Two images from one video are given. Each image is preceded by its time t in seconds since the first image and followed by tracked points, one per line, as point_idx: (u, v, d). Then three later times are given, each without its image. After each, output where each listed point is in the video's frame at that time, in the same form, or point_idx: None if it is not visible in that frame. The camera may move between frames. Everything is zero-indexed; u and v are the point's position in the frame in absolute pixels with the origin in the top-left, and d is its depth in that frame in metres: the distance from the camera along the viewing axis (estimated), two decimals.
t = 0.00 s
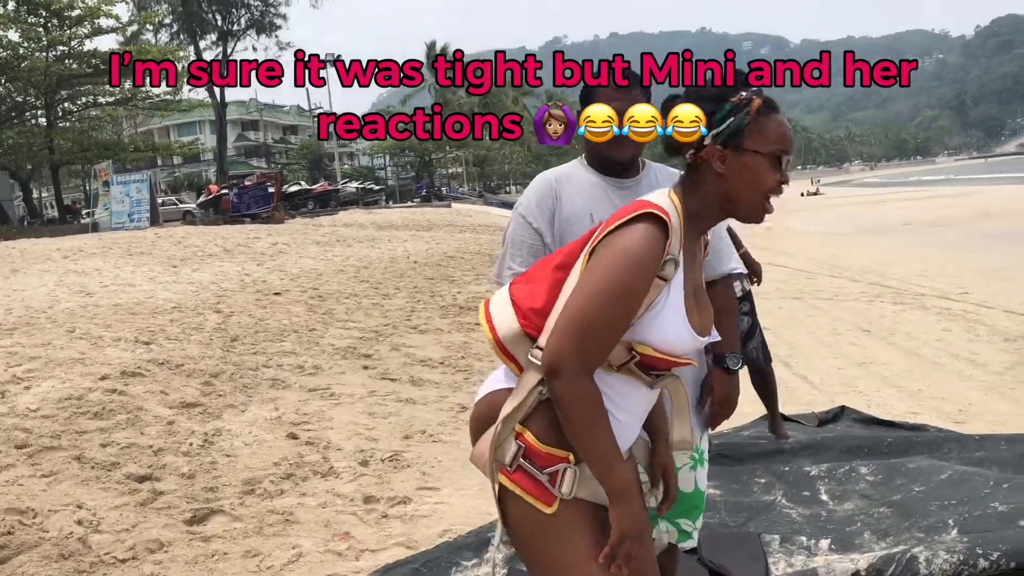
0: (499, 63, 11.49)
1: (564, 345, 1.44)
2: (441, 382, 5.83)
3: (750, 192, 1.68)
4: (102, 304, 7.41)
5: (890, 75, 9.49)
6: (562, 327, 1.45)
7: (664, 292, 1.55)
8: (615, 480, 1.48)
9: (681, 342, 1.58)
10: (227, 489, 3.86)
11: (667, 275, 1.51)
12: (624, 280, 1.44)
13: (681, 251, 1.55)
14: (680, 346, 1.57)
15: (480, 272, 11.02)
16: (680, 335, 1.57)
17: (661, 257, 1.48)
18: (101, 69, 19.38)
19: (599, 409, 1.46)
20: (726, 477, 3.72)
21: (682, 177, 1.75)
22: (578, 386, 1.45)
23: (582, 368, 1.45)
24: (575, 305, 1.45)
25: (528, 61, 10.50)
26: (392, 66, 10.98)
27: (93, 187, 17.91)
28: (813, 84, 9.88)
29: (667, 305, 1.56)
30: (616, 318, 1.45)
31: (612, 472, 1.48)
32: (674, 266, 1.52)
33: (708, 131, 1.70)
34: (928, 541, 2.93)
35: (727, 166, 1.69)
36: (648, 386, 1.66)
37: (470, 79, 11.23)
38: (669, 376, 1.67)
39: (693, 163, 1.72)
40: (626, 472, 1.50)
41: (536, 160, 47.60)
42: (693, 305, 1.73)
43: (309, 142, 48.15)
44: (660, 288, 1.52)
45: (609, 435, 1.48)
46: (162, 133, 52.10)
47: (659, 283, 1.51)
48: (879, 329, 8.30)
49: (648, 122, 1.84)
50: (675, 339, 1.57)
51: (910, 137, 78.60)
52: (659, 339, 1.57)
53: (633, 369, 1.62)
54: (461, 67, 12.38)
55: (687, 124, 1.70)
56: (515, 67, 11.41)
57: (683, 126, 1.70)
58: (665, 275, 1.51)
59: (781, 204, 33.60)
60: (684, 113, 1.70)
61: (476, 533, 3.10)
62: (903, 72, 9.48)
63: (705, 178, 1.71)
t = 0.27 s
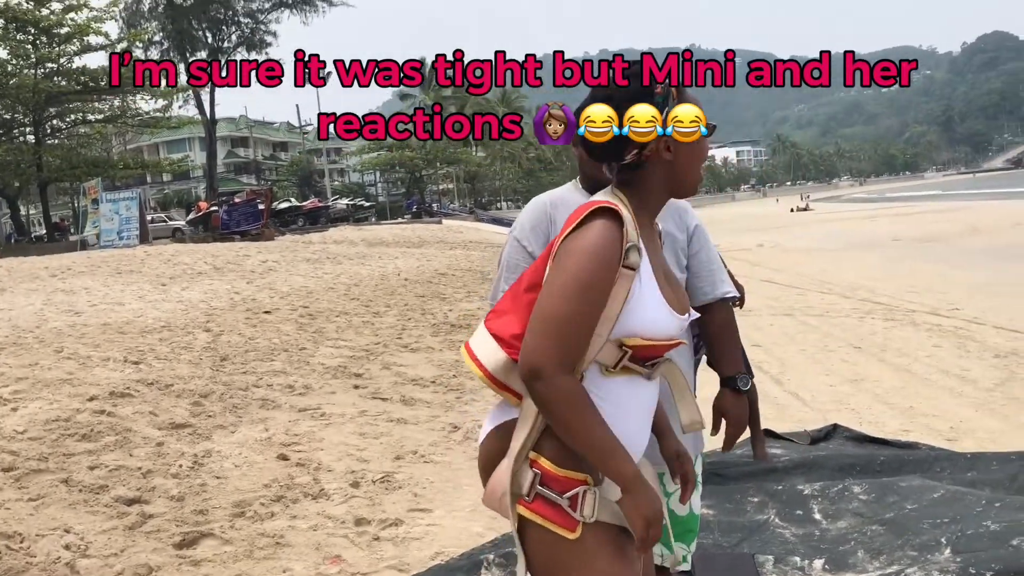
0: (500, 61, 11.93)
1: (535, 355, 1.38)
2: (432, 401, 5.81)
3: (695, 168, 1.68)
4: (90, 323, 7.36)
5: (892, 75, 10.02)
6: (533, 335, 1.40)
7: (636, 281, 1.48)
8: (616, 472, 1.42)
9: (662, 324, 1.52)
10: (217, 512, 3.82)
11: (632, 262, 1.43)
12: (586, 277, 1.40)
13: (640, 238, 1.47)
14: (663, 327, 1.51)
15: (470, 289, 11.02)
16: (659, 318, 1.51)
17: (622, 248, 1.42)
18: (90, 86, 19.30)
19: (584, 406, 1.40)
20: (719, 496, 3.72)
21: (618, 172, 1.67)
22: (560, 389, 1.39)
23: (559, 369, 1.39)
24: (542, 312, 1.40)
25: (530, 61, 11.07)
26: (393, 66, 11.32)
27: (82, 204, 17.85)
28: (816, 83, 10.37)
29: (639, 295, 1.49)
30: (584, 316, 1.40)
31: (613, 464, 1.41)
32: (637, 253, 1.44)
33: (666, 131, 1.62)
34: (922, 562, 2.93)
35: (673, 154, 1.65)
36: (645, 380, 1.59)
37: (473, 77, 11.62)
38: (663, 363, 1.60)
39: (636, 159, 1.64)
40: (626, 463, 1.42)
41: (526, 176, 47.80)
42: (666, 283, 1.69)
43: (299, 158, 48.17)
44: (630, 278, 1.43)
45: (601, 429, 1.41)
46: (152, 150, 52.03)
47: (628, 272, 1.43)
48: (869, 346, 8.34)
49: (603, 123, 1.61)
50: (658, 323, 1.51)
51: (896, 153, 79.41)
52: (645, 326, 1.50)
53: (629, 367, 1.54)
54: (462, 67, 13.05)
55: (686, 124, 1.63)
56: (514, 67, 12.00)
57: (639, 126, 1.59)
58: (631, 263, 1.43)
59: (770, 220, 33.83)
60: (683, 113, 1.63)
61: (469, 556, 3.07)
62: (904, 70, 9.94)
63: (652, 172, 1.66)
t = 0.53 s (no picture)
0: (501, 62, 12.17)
1: (537, 371, 1.41)
2: (435, 421, 5.83)
3: (653, 166, 1.73)
4: (94, 347, 7.39)
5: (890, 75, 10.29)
6: (529, 353, 1.42)
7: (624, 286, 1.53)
8: (642, 455, 1.44)
9: (655, 325, 1.58)
10: (222, 534, 3.83)
11: (618, 268, 1.48)
12: (574, 288, 1.43)
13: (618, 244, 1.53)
14: (657, 326, 1.57)
15: (471, 309, 11.06)
16: (652, 319, 1.58)
17: (604, 253, 1.47)
18: (91, 111, 19.24)
19: (594, 404, 1.42)
20: (723, 514, 3.73)
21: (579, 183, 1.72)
22: (570, 397, 1.41)
23: (563, 378, 1.42)
24: (536, 329, 1.42)
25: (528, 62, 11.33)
26: (393, 65, 11.51)
27: (83, 227, 17.92)
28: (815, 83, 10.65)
29: (629, 297, 1.55)
30: (578, 323, 1.43)
31: (636, 450, 1.43)
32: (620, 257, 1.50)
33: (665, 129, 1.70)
34: None
35: (629, 154, 1.70)
36: (652, 387, 1.65)
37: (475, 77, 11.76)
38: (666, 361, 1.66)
39: (593, 168, 1.69)
40: (650, 441, 1.44)
41: (526, 196, 48.00)
42: (646, 281, 1.76)
43: (299, 180, 48.37)
44: (618, 284, 1.48)
45: (616, 420, 1.43)
46: (152, 173, 52.28)
47: (614, 278, 1.48)
48: (870, 362, 8.36)
49: (605, 123, 1.62)
50: (651, 324, 1.57)
51: (894, 168, 79.76)
52: (637, 331, 1.56)
53: (635, 371, 1.59)
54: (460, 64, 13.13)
55: (687, 124, 1.82)
56: (514, 67, 12.10)
57: (641, 126, 1.67)
58: (616, 268, 1.48)
59: (769, 236, 33.92)
60: (683, 115, 1.83)
61: None
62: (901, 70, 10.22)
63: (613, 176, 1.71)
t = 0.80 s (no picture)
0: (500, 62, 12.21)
1: (552, 389, 1.42)
2: (444, 439, 5.82)
3: (633, 184, 1.70)
4: (104, 366, 7.42)
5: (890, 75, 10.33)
6: (541, 377, 1.43)
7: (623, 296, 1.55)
8: (673, 413, 1.45)
9: (658, 331, 1.60)
10: (233, 553, 3.83)
11: (613, 280, 1.50)
12: (574, 304, 1.44)
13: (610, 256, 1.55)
14: (661, 329, 1.58)
15: (480, 326, 11.07)
16: (653, 326, 1.60)
17: (597, 265, 1.48)
18: (102, 131, 19.45)
19: (614, 396, 1.43)
20: (734, 531, 3.72)
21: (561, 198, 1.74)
22: (589, 403, 1.42)
23: (577, 389, 1.43)
24: (542, 350, 1.44)
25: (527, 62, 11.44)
26: (392, 64, 11.59)
27: (94, 246, 18.06)
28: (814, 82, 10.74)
29: (629, 308, 1.56)
30: (583, 334, 1.44)
31: (665, 415, 1.44)
32: (614, 268, 1.51)
33: (663, 131, 1.76)
34: None
35: (605, 170, 1.69)
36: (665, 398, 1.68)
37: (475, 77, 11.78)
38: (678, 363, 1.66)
39: (571, 182, 1.71)
40: (677, 396, 1.45)
41: (533, 212, 48.16)
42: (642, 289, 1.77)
43: (308, 198, 48.61)
44: (617, 296, 1.50)
45: (637, 397, 1.44)
46: (162, 192, 52.71)
47: (613, 290, 1.50)
48: (881, 377, 8.31)
49: (605, 123, 1.66)
50: (653, 331, 1.59)
51: (903, 183, 79.61)
52: (642, 338, 1.57)
53: (647, 379, 1.59)
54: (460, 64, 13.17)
55: (688, 126, 1.86)
56: (514, 67, 12.15)
57: (640, 126, 1.72)
58: (612, 280, 1.49)
59: (778, 252, 33.87)
60: (683, 115, 1.86)
61: None
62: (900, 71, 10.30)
63: (591, 191, 1.70)
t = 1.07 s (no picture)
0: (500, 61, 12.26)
1: (564, 394, 1.46)
2: (454, 451, 5.81)
3: (638, 195, 1.75)
4: (115, 379, 7.45)
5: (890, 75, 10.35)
6: (554, 386, 1.47)
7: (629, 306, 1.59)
8: (684, 387, 1.47)
9: (665, 339, 1.63)
10: (243, 566, 3.83)
11: (618, 292, 1.54)
12: (578, 311, 1.48)
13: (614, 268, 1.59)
14: (668, 338, 1.62)
15: (489, 338, 11.06)
16: (660, 335, 1.63)
17: (599, 274, 1.53)
18: (113, 144, 19.67)
19: (624, 389, 1.45)
20: (745, 544, 3.69)
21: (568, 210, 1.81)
22: (601, 401, 1.44)
23: (588, 391, 1.46)
24: (552, 359, 1.48)
25: (528, 62, 11.50)
26: (392, 64, 11.67)
27: (104, 259, 18.15)
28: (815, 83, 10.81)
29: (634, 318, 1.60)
30: (590, 340, 1.48)
31: (675, 393, 1.47)
32: (618, 280, 1.56)
33: (663, 129, 1.82)
34: None
35: (607, 182, 1.74)
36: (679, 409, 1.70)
37: (475, 77, 11.83)
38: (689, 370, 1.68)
39: (576, 194, 1.77)
40: (683, 369, 1.47)
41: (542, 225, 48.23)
42: (650, 297, 1.82)
43: (317, 211, 48.81)
44: (624, 308, 1.54)
45: (646, 383, 1.46)
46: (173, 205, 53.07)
47: (618, 303, 1.54)
48: (892, 390, 8.26)
49: (605, 122, 1.71)
50: (660, 339, 1.62)
51: (913, 195, 79.35)
52: (650, 346, 1.61)
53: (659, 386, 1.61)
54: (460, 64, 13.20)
55: (687, 125, 1.88)
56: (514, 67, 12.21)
57: (640, 126, 1.79)
58: (617, 292, 1.53)
59: (787, 263, 33.76)
60: (683, 115, 1.89)
61: None
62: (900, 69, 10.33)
63: (595, 205, 1.76)
